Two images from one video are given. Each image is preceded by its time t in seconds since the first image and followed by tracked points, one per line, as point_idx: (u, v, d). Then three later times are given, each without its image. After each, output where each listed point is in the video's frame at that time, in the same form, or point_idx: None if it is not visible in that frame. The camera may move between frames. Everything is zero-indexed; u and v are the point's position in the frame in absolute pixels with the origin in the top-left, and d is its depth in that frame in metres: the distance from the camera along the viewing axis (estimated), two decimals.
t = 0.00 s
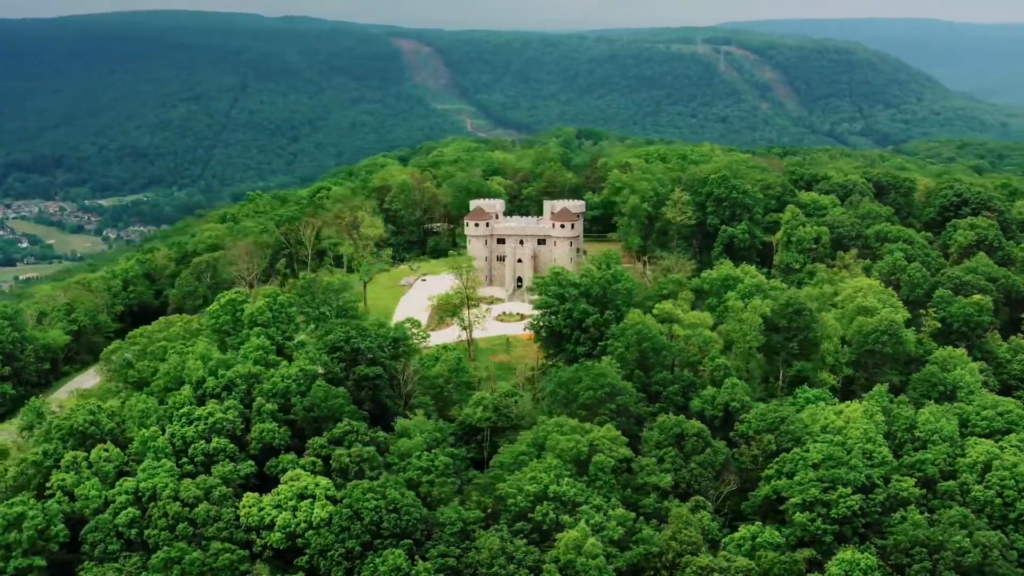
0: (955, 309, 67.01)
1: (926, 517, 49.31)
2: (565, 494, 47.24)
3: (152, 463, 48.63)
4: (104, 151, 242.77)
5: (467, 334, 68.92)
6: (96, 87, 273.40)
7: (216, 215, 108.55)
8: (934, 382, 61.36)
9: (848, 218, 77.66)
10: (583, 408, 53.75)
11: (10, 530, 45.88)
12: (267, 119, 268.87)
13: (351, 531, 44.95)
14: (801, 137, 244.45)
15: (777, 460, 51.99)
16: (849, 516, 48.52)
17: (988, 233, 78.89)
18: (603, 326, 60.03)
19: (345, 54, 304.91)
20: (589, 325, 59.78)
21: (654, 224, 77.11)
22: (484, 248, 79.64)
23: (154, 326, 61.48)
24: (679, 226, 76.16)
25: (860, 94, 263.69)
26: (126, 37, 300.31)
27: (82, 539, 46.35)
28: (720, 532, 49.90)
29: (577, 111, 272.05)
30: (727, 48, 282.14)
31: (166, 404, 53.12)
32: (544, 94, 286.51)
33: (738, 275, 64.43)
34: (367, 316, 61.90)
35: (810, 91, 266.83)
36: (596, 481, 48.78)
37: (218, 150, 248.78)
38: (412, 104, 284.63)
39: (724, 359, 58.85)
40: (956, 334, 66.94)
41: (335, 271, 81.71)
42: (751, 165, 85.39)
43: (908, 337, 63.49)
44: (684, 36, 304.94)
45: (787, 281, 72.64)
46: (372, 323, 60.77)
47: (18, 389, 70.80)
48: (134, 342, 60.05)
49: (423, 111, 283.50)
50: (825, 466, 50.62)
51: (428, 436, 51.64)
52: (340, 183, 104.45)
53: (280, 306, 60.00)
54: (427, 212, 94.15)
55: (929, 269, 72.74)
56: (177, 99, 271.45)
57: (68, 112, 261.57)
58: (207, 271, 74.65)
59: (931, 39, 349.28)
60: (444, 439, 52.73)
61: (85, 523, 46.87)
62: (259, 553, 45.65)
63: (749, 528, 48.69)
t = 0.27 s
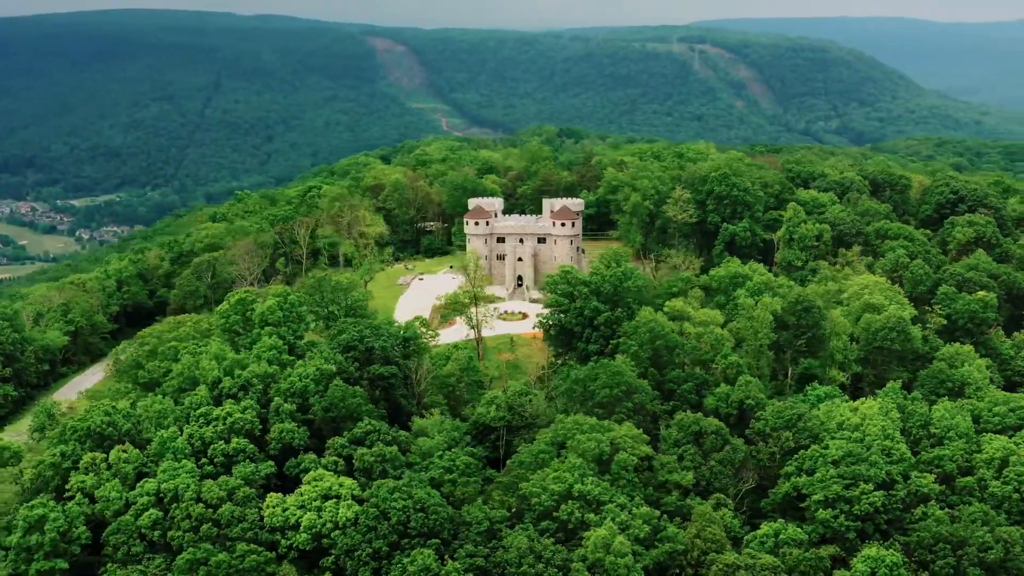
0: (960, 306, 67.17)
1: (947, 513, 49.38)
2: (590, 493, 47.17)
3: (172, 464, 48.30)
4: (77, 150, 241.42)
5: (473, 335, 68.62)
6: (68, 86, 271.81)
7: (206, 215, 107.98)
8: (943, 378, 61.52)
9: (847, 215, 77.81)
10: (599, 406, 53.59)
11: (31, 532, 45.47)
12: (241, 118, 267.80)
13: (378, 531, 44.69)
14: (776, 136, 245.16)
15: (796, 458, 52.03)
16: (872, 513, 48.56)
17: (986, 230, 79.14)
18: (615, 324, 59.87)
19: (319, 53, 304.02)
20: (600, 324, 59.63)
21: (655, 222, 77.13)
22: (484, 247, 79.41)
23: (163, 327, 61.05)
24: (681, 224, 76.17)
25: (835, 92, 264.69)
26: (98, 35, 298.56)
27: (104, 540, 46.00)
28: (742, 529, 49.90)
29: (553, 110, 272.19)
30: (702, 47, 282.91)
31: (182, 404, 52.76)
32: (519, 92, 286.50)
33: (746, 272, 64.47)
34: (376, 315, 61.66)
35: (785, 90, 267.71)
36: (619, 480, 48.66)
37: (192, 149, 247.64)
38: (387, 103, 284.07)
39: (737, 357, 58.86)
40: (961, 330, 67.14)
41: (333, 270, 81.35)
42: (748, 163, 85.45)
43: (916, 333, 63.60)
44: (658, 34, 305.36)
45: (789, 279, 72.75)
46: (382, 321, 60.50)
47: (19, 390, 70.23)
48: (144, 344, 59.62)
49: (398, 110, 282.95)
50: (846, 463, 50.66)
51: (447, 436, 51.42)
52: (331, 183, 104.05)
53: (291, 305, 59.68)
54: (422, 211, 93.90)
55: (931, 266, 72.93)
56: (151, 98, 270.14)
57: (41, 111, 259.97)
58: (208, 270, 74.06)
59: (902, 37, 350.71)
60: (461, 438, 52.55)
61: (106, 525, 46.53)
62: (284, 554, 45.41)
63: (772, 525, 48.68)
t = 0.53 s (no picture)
0: (964, 304, 67.40)
1: (964, 510, 49.52)
2: (613, 492, 47.15)
3: (191, 465, 48.02)
4: (54, 149, 239.94)
5: (479, 335, 68.24)
6: (44, 84, 270.23)
7: (197, 214, 107.43)
8: (951, 375, 61.70)
9: (848, 213, 77.95)
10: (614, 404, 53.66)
11: (51, 534, 45.12)
12: (218, 117, 266.78)
13: (402, 531, 44.54)
14: (755, 135, 245.74)
15: (812, 455, 52.14)
16: (891, 510, 48.73)
17: (985, 228, 79.42)
18: (625, 322, 59.82)
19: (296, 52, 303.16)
20: (611, 322, 59.58)
21: (656, 220, 77.18)
22: (484, 246, 79.27)
23: (171, 328, 60.62)
24: (682, 222, 76.26)
25: (814, 91, 265.56)
26: (73, 32, 296.87)
27: (125, 542, 45.71)
28: (759, 527, 49.97)
29: (532, 109, 272.28)
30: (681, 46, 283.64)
31: (196, 404, 52.45)
32: (498, 91, 286.45)
33: (754, 270, 64.51)
34: (385, 313, 61.48)
35: (763, 89, 268.51)
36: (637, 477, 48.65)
37: (170, 147, 246.29)
38: (365, 102, 283.61)
39: (747, 354, 58.93)
40: (965, 328, 67.38)
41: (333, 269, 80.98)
42: (746, 160, 85.55)
43: (923, 331, 63.81)
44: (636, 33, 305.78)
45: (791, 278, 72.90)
46: (392, 319, 60.27)
47: (20, 392, 69.75)
48: (153, 345, 59.18)
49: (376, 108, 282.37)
50: (863, 460, 50.79)
51: (464, 435, 51.31)
52: (324, 183, 103.75)
53: (301, 305, 59.47)
54: (417, 209, 93.70)
55: (933, 264, 73.15)
56: (128, 97, 268.81)
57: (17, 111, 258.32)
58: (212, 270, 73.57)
59: (878, 37, 351.87)
60: (477, 437, 52.44)
61: (125, 527, 46.22)
62: (306, 555, 45.23)
63: (792, 523, 48.73)
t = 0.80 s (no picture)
0: (969, 301, 67.53)
1: (984, 506, 49.65)
2: (637, 491, 47.12)
3: (212, 466, 47.71)
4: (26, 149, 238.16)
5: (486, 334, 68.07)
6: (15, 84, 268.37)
7: (186, 215, 106.85)
8: (959, 372, 61.86)
9: (848, 211, 78.07)
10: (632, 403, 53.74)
11: (75, 538, 44.75)
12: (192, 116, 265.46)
13: (430, 531, 44.37)
14: (731, 133, 246.26)
15: (831, 452, 52.23)
16: (913, 508, 48.87)
17: (983, 225, 79.63)
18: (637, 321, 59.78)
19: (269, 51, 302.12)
20: (623, 321, 59.54)
21: (656, 219, 77.22)
22: (484, 245, 79.11)
23: (181, 330, 60.18)
24: (683, 220, 76.34)
25: (788, 89, 266.36)
26: (44, 31, 294.96)
27: (148, 545, 45.38)
28: (780, 525, 50.01)
29: (507, 108, 272.29)
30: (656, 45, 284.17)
31: (212, 405, 52.13)
32: (472, 90, 286.17)
33: (762, 268, 64.53)
34: (394, 313, 61.25)
35: (738, 88, 269.20)
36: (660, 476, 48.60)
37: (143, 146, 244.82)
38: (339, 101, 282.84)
39: (759, 353, 58.98)
40: (969, 325, 67.53)
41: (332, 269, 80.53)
42: (743, 158, 85.58)
43: (930, 328, 63.95)
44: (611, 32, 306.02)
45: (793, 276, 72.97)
46: (403, 319, 60.01)
47: (21, 394, 69.23)
48: (163, 347, 58.68)
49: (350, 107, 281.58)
50: (882, 457, 50.89)
51: (483, 435, 51.15)
52: (315, 183, 103.33)
53: (312, 305, 59.18)
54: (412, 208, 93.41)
55: (934, 261, 73.31)
56: (100, 96, 267.23)
57: None
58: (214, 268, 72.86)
59: (849, 36, 352.93)
60: (494, 437, 52.29)
61: (148, 530, 45.90)
62: (332, 556, 45.01)
63: (814, 521, 48.78)
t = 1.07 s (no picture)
0: (973, 299, 67.60)
1: (1002, 503, 49.70)
2: (660, 491, 47.04)
3: (230, 467, 47.41)
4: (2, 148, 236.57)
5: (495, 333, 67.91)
6: None
7: (178, 216, 106.36)
8: (966, 370, 61.93)
9: (847, 210, 78.16)
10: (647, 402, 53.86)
11: (96, 541, 44.48)
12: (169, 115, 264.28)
13: (454, 532, 44.18)
14: (710, 132, 246.63)
15: (847, 451, 52.26)
16: (932, 506, 48.92)
17: (981, 223, 79.78)
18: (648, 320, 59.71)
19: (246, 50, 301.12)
20: (633, 320, 59.46)
21: (657, 217, 77.22)
22: (484, 245, 78.91)
23: (190, 333, 59.95)
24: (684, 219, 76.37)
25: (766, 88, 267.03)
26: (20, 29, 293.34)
27: (169, 547, 45.08)
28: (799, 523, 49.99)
29: (485, 107, 271.96)
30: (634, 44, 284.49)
31: (227, 406, 51.84)
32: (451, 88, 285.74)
33: (769, 267, 64.50)
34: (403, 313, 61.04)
35: (717, 86, 269.71)
36: (680, 474, 48.52)
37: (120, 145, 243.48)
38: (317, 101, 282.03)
39: (770, 352, 58.98)
40: (973, 322, 67.62)
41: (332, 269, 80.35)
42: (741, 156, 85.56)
43: (936, 326, 64.02)
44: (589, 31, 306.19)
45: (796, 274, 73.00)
46: (413, 318, 59.80)
47: (22, 396, 68.82)
48: (173, 349, 58.42)
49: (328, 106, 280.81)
50: (899, 455, 50.93)
51: (500, 434, 50.97)
52: (307, 183, 102.95)
53: (322, 305, 58.92)
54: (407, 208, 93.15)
55: (936, 258, 73.41)
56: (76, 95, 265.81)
57: None
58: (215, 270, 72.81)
59: (825, 35, 353.75)
60: (510, 436, 52.11)
61: (169, 532, 45.59)
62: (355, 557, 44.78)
63: (834, 519, 48.78)
